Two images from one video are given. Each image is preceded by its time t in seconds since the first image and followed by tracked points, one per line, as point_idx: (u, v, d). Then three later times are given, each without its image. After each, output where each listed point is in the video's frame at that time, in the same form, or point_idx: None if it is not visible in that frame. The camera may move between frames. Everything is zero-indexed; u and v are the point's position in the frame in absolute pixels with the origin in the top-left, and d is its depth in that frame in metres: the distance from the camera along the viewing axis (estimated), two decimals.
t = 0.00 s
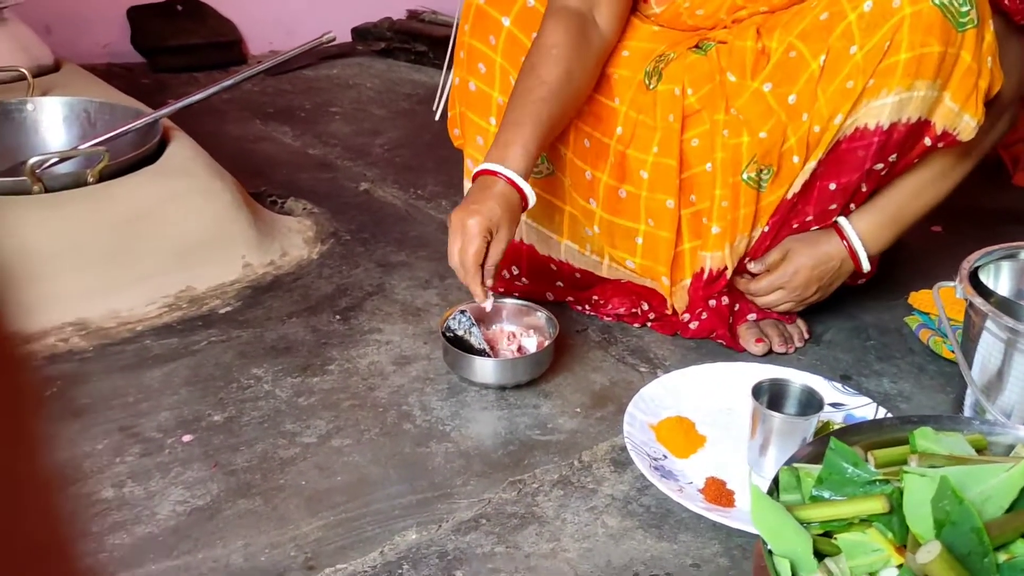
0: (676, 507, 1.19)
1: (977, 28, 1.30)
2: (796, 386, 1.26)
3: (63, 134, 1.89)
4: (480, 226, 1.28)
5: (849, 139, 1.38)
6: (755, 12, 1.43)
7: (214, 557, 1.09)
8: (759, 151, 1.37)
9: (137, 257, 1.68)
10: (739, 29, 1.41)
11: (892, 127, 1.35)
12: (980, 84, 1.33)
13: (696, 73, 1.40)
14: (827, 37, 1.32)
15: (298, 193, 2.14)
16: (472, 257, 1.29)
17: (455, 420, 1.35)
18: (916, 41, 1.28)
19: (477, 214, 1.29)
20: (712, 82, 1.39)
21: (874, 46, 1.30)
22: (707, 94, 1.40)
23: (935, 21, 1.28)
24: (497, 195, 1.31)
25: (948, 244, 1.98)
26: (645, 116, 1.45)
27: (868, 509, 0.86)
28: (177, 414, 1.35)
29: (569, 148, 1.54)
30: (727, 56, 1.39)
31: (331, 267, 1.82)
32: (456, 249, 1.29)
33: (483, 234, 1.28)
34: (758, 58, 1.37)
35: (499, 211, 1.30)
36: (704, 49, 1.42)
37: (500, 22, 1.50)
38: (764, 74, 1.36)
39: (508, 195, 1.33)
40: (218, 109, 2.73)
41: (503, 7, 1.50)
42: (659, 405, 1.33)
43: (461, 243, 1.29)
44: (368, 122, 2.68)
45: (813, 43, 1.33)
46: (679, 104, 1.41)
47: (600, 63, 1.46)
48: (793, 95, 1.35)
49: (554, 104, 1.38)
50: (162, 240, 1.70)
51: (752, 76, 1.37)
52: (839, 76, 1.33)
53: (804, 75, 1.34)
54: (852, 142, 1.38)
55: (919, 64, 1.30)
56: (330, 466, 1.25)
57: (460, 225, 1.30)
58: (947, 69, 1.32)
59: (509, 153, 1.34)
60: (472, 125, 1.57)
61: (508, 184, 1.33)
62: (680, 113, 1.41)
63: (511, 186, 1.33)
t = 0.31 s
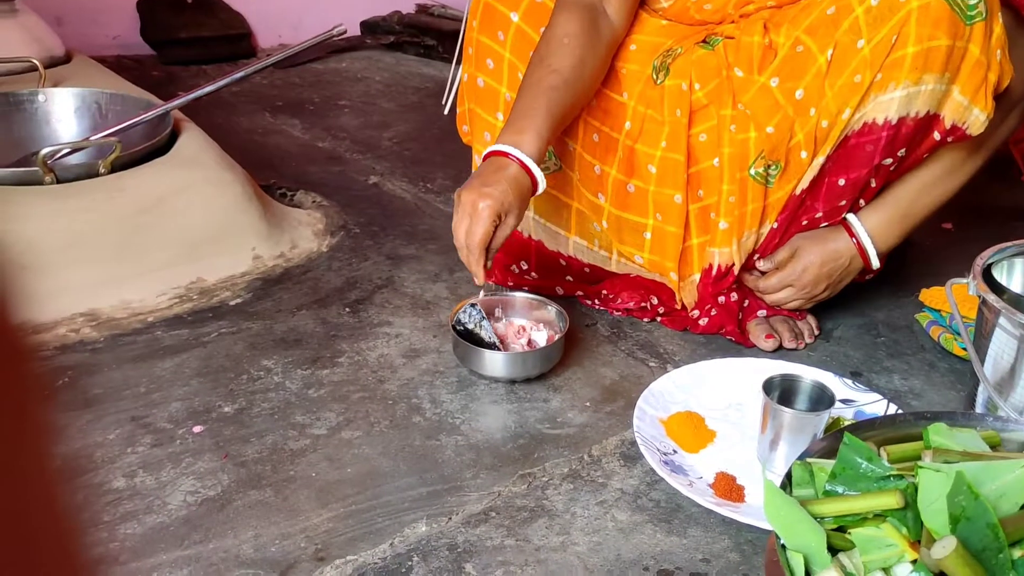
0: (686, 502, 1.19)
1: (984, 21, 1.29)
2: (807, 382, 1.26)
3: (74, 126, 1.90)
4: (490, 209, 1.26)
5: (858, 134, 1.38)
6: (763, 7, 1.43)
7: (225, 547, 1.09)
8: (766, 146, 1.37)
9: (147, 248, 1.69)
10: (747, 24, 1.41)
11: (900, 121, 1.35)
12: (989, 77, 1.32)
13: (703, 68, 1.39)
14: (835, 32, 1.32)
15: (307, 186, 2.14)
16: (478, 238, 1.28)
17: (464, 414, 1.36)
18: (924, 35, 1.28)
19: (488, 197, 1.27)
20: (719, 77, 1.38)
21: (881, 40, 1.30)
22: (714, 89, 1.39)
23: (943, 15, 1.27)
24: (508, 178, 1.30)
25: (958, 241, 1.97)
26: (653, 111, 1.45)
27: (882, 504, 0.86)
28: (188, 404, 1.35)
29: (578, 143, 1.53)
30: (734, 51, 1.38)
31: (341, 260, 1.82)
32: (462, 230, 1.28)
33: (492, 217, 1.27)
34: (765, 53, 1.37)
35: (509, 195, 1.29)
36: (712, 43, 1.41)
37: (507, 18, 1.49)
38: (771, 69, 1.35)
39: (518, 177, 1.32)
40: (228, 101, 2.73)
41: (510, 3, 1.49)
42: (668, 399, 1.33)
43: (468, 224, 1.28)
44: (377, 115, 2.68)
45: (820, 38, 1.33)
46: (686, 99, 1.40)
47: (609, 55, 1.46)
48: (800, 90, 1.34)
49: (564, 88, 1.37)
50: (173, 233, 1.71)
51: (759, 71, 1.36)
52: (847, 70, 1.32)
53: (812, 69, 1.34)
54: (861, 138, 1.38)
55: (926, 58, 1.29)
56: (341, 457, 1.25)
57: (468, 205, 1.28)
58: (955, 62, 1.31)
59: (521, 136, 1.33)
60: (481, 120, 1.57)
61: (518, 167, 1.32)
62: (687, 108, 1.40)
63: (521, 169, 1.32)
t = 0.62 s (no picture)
0: (689, 498, 1.19)
1: (1000, 20, 1.29)
2: (812, 378, 1.25)
3: (79, 116, 1.90)
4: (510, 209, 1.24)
5: (870, 131, 1.37)
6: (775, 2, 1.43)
7: (226, 539, 1.09)
8: (776, 142, 1.36)
9: (151, 239, 1.68)
10: (759, 18, 1.40)
11: (912, 119, 1.34)
12: (1002, 76, 1.32)
13: (714, 62, 1.38)
14: (848, 28, 1.32)
15: (312, 178, 2.14)
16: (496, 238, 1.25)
17: (468, 407, 1.35)
18: (939, 32, 1.27)
19: (508, 196, 1.25)
20: (730, 72, 1.38)
21: (896, 36, 1.29)
22: (725, 84, 1.38)
23: (958, 13, 1.26)
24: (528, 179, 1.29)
25: (965, 239, 1.96)
26: (662, 105, 1.43)
27: (888, 501, 0.85)
28: (191, 396, 1.35)
29: (587, 136, 1.53)
30: (747, 46, 1.38)
31: (345, 253, 1.82)
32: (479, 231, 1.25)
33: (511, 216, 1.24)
34: (777, 48, 1.36)
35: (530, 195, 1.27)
36: (723, 38, 1.40)
37: (518, 7, 1.47)
38: (784, 64, 1.35)
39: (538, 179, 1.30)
40: (233, 93, 2.73)
41: None
42: (672, 394, 1.32)
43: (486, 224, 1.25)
44: (382, 109, 2.67)
45: (833, 34, 1.32)
46: (696, 94, 1.39)
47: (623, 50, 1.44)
48: (812, 86, 1.34)
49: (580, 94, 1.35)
50: (177, 224, 1.71)
51: (772, 66, 1.36)
52: (860, 67, 1.32)
53: (824, 65, 1.33)
54: (873, 135, 1.37)
55: (941, 56, 1.28)
56: (343, 450, 1.25)
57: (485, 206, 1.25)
58: (970, 61, 1.31)
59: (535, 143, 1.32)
60: (489, 110, 1.56)
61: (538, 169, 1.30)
62: (697, 102, 1.39)
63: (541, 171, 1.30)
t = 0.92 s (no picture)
0: (689, 495, 1.19)
1: (1016, 30, 1.29)
2: (812, 377, 1.25)
3: (82, 111, 1.90)
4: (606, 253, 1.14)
5: (881, 138, 1.37)
6: (787, 11, 1.40)
7: (226, 533, 1.09)
8: (790, 148, 1.35)
9: (152, 235, 1.68)
10: (774, 24, 1.38)
11: (924, 127, 1.34)
12: (1015, 87, 1.33)
13: (727, 68, 1.36)
14: (865, 33, 1.30)
15: (313, 174, 2.14)
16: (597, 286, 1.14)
17: (468, 404, 1.35)
18: (955, 41, 1.27)
19: (598, 238, 1.15)
20: (744, 77, 1.36)
21: (912, 44, 1.28)
22: (737, 89, 1.36)
23: (975, 22, 1.26)
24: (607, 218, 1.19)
25: (967, 239, 1.96)
26: (672, 109, 1.42)
27: (886, 498, 0.85)
28: (191, 390, 1.35)
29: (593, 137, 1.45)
30: (761, 51, 1.36)
31: (346, 249, 1.82)
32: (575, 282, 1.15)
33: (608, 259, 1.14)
34: (793, 53, 1.34)
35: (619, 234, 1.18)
36: (737, 43, 1.38)
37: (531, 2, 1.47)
38: (799, 70, 1.33)
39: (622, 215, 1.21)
40: (235, 90, 2.73)
41: None
42: (672, 391, 1.33)
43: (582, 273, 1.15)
44: (384, 105, 2.67)
45: (850, 39, 1.30)
46: (708, 99, 1.38)
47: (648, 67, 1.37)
48: (827, 91, 1.32)
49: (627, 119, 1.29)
50: (178, 220, 1.71)
51: (786, 72, 1.34)
52: (874, 73, 1.31)
53: (840, 71, 1.31)
54: (883, 142, 1.37)
55: (956, 65, 1.28)
56: (343, 446, 1.25)
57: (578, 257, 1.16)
58: (984, 71, 1.31)
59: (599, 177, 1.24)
60: (496, 104, 1.56)
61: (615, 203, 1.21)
62: (708, 108, 1.38)
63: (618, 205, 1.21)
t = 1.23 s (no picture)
0: (688, 494, 1.19)
1: None
2: (812, 376, 1.25)
3: (83, 108, 1.90)
4: (701, 343, 1.08)
5: (894, 145, 1.36)
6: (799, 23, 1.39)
7: (226, 530, 1.09)
8: (806, 156, 1.35)
9: (153, 232, 1.68)
10: (789, 32, 1.38)
11: (938, 136, 1.34)
12: None
13: (742, 75, 1.36)
14: (882, 40, 1.30)
15: (314, 172, 2.14)
16: (683, 380, 1.08)
17: (468, 402, 1.35)
18: (973, 51, 1.26)
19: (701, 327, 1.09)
20: (758, 84, 1.36)
21: (929, 52, 1.28)
22: (752, 96, 1.37)
23: (993, 32, 1.25)
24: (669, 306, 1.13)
25: (968, 240, 1.95)
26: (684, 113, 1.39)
27: (886, 498, 0.85)
28: (192, 387, 1.35)
29: (602, 137, 1.47)
30: (777, 59, 1.36)
31: (347, 247, 1.82)
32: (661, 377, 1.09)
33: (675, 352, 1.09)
34: (809, 62, 1.35)
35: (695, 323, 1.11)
36: (752, 51, 1.38)
37: None
38: (815, 78, 1.34)
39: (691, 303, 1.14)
40: (237, 87, 2.73)
41: None
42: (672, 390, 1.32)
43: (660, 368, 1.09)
44: (386, 104, 2.67)
45: (867, 46, 1.31)
46: (721, 106, 1.37)
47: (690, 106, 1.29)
48: (843, 99, 1.33)
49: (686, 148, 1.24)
50: (179, 217, 1.71)
51: (802, 81, 1.35)
52: (890, 81, 1.31)
53: (856, 78, 1.31)
54: (895, 149, 1.36)
55: (973, 75, 1.28)
56: (343, 443, 1.25)
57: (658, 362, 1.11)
58: (1000, 81, 1.30)
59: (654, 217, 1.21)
60: (504, 102, 1.55)
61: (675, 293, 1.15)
62: (721, 114, 1.37)
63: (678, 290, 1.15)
